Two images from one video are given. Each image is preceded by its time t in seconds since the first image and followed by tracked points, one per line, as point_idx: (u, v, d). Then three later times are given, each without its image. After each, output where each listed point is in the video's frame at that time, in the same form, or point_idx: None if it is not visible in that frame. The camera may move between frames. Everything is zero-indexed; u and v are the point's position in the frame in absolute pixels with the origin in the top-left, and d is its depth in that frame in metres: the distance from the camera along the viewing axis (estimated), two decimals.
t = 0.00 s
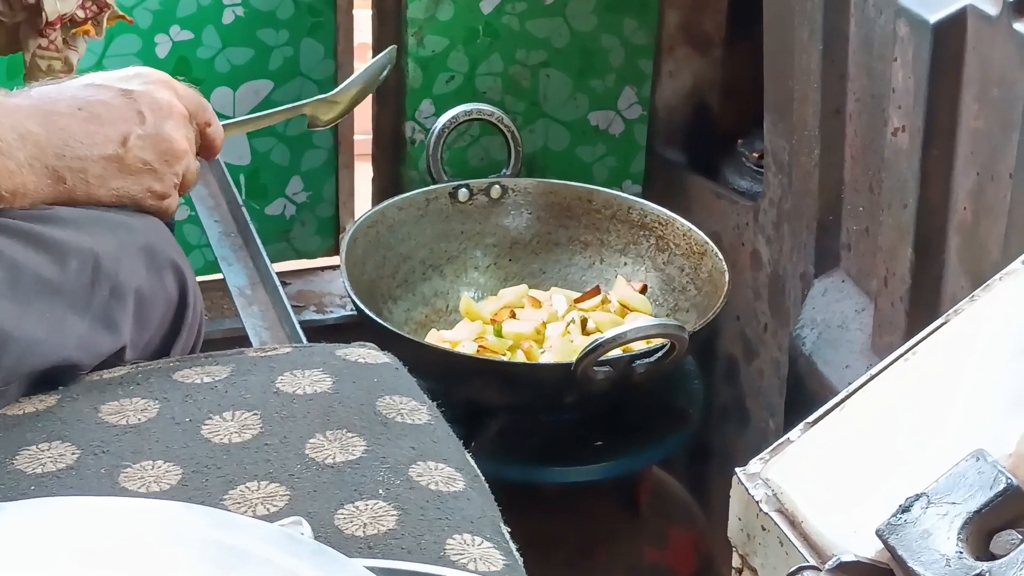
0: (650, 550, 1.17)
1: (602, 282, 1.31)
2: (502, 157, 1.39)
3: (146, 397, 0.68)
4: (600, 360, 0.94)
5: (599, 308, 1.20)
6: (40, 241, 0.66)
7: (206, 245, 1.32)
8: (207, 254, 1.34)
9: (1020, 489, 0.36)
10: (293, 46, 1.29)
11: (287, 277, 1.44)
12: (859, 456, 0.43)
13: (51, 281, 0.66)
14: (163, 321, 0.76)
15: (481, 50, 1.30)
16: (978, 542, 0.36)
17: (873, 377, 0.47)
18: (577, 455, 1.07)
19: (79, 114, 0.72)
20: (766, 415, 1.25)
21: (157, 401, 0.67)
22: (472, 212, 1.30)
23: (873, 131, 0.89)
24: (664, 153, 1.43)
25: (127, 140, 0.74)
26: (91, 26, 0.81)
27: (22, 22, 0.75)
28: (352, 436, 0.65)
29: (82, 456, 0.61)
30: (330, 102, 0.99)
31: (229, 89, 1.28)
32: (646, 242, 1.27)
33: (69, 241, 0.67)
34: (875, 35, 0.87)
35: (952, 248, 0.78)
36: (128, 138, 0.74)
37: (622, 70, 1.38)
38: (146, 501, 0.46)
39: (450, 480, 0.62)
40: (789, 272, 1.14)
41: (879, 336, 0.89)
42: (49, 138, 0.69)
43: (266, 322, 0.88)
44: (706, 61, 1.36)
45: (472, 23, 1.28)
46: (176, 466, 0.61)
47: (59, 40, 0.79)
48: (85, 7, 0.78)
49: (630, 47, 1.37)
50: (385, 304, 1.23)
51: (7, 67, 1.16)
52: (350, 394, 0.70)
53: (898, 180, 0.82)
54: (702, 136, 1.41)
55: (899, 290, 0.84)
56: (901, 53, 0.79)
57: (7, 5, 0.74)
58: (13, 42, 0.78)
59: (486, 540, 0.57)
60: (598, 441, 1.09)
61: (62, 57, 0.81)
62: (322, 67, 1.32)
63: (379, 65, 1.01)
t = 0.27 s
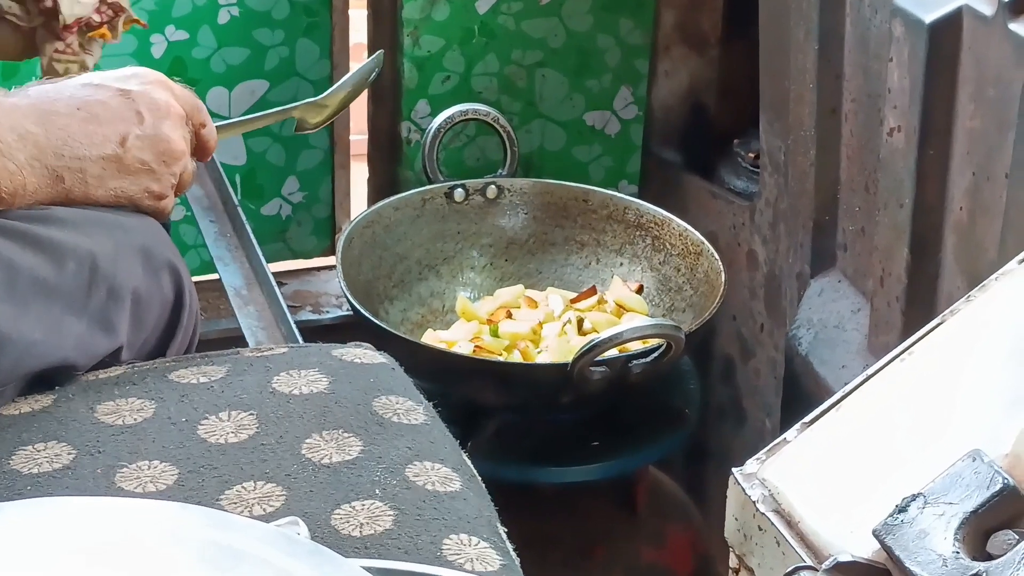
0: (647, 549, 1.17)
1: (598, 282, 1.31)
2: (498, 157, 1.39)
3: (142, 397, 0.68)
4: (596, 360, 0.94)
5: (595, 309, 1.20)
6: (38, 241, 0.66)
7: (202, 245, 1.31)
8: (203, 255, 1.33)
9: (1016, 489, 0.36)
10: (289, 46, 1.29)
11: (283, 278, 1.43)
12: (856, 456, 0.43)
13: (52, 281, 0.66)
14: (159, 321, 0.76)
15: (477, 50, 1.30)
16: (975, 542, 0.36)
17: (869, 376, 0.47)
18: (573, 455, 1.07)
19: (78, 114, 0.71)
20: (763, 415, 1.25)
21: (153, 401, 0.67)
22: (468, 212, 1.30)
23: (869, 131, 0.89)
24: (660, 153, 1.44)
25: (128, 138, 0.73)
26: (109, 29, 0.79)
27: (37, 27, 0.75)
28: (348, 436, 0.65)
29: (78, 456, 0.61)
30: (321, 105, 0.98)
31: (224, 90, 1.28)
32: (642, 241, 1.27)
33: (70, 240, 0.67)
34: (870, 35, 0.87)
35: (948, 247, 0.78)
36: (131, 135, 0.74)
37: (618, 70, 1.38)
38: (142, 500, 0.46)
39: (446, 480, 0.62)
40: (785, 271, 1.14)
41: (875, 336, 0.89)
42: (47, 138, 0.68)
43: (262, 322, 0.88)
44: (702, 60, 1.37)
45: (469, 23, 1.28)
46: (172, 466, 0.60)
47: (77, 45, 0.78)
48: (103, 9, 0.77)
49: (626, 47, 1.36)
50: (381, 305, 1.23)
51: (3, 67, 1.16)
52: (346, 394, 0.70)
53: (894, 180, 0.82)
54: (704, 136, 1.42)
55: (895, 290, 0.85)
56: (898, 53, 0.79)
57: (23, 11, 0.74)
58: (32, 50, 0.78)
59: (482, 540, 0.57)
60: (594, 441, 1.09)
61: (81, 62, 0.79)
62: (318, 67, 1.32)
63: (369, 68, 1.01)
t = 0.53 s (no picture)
0: (646, 547, 1.17)
1: (597, 280, 1.31)
2: (497, 155, 1.39)
3: (140, 395, 0.67)
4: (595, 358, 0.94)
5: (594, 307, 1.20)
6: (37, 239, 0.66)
7: (201, 243, 1.31)
8: (202, 252, 1.33)
9: (1015, 487, 0.36)
10: (288, 44, 1.29)
11: (282, 275, 1.43)
12: (855, 453, 0.43)
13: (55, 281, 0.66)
14: (160, 319, 0.76)
15: (476, 48, 1.30)
16: (974, 540, 0.36)
17: (868, 374, 0.47)
18: (572, 454, 1.07)
19: (81, 111, 0.71)
20: (762, 413, 1.25)
21: (152, 399, 0.67)
22: (467, 210, 1.29)
23: (868, 128, 0.89)
24: (659, 151, 1.44)
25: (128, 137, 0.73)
26: (130, 25, 0.84)
27: (60, 24, 0.78)
28: (347, 434, 0.65)
29: (77, 454, 0.61)
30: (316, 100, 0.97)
31: (223, 87, 1.27)
32: (641, 239, 1.27)
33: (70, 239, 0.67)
34: (869, 33, 0.86)
35: (947, 245, 0.78)
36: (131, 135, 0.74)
37: (617, 68, 1.37)
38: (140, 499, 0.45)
39: (445, 477, 0.62)
40: (784, 269, 1.14)
41: (874, 333, 0.89)
42: (52, 136, 0.69)
43: (261, 320, 0.88)
44: (701, 59, 1.37)
45: (468, 21, 1.28)
46: (171, 465, 0.60)
47: (99, 40, 0.82)
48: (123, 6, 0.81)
49: (625, 45, 1.36)
50: (380, 303, 1.22)
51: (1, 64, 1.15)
52: (345, 392, 0.69)
53: (894, 178, 0.82)
54: (703, 135, 1.42)
55: (894, 288, 0.85)
56: (897, 51, 0.79)
57: (46, 8, 0.77)
58: (55, 48, 0.82)
59: (481, 537, 0.57)
60: (593, 439, 1.09)
61: (103, 56, 0.84)
62: (317, 65, 1.32)
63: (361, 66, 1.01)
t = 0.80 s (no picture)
0: (651, 548, 1.17)
1: (601, 282, 1.31)
2: (502, 157, 1.39)
3: (145, 397, 0.68)
4: (600, 361, 0.93)
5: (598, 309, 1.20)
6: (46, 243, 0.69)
7: (206, 246, 1.32)
8: (207, 255, 1.34)
9: (1019, 489, 0.36)
10: (292, 47, 1.29)
11: (287, 278, 1.44)
12: (859, 455, 0.43)
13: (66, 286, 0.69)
14: (169, 325, 0.78)
15: (480, 50, 1.30)
16: (978, 542, 0.36)
17: (873, 377, 0.47)
18: (577, 456, 1.07)
19: (121, 109, 0.70)
20: (766, 415, 1.25)
21: (157, 402, 0.67)
22: (472, 213, 1.30)
23: (872, 130, 0.89)
24: (664, 153, 1.43)
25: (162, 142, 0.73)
26: (153, 15, 0.83)
27: (84, 18, 0.80)
28: (352, 437, 0.65)
29: (82, 457, 0.61)
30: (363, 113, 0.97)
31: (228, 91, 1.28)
32: (645, 241, 1.27)
33: (81, 246, 0.71)
34: (874, 35, 0.86)
35: (952, 247, 0.78)
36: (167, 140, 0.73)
37: (621, 70, 1.38)
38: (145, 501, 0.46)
39: (449, 480, 0.62)
40: (789, 271, 1.14)
41: (878, 335, 0.89)
42: (90, 127, 0.67)
43: (266, 323, 0.88)
44: (705, 61, 1.36)
45: (472, 24, 1.28)
46: (176, 467, 0.61)
47: (123, 33, 0.83)
48: None
49: (630, 47, 1.37)
50: (384, 305, 1.23)
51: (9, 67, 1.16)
52: (349, 395, 0.70)
53: (898, 180, 0.82)
54: (705, 137, 1.41)
55: (899, 290, 0.84)
56: (901, 53, 0.79)
57: (69, 4, 0.79)
58: (83, 42, 0.83)
59: (486, 540, 0.57)
60: (597, 441, 1.09)
61: (129, 48, 0.85)
62: (321, 68, 1.32)
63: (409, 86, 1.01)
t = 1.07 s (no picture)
0: (648, 549, 1.17)
1: (599, 282, 1.31)
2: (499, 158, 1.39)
3: (143, 398, 0.69)
4: (597, 361, 0.94)
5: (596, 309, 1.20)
6: (54, 250, 0.77)
7: (202, 246, 1.32)
8: (204, 255, 1.34)
9: (1017, 490, 0.36)
10: (290, 47, 1.29)
11: (284, 278, 1.44)
12: (857, 455, 0.43)
13: (67, 289, 0.76)
14: (166, 331, 0.84)
15: (477, 51, 1.30)
16: (976, 542, 0.36)
17: (870, 376, 0.47)
18: (575, 456, 1.07)
19: (198, 77, 0.51)
20: (764, 415, 1.25)
21: (155, 403, 0.68)
22: (469, 213, 1.30)
23: (870, 131, 0.89)
24: (661, 153, 1.43)
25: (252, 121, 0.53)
26: None
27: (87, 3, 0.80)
28: (349, 437, 0.65)
29: (79, 457, 0.63)
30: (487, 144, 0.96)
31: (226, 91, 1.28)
32: (642, 242, 1.27)
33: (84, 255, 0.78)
34: (871, 36, 0.86)
35: (949, 247, 0.78)
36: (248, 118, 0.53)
37: (619, 70, 1.38)
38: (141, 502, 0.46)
39: (447, 481, 0.62)
40: (786, 272, 1.14)
41: (876, 336, 0.89)
42: (183, 94, 0.49)
43: (263, 323, 0.88)
44: (702, 61, 1.37)
45: (469, 24, 1.28)
46: (173, 468, 0.62)
47: (125, 17, 0.83)
48: None
49: (628, 48, 1.36)
50: (382, 305, 1.23)
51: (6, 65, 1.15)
52: (347, 395, 0.70)
53: (895, 180, 0.82)
54: (703, 137, 1.41)
55: (896, 290, 0.84)
56: (898, 53, 0.79)
57: None
58: (85, 30, 0.83)
59: (483, 540, 0.57)
60: (595, 441, 1.09)
61: (132, 34, 0.84)
62: (319, 68, 1.32)
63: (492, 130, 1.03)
